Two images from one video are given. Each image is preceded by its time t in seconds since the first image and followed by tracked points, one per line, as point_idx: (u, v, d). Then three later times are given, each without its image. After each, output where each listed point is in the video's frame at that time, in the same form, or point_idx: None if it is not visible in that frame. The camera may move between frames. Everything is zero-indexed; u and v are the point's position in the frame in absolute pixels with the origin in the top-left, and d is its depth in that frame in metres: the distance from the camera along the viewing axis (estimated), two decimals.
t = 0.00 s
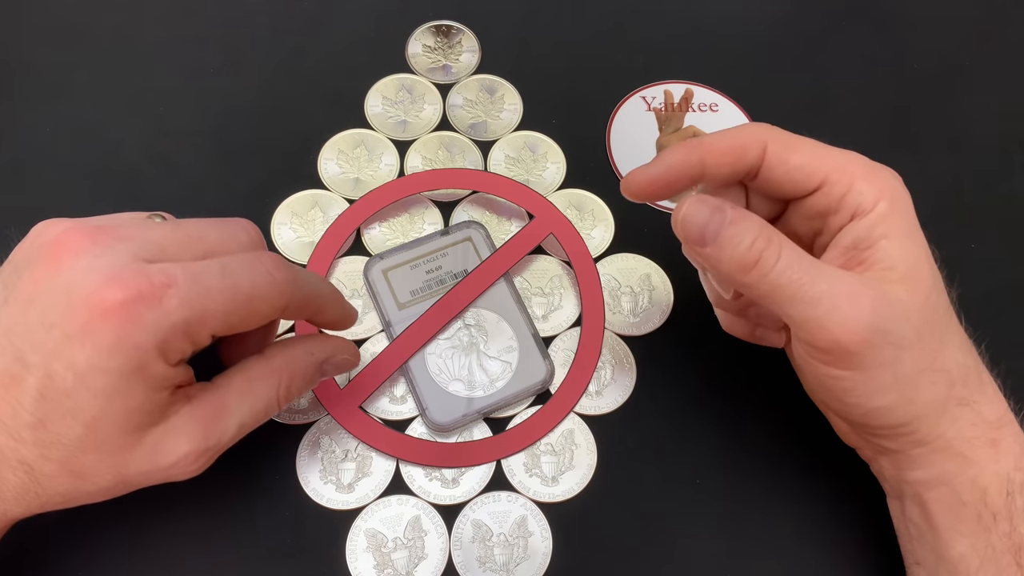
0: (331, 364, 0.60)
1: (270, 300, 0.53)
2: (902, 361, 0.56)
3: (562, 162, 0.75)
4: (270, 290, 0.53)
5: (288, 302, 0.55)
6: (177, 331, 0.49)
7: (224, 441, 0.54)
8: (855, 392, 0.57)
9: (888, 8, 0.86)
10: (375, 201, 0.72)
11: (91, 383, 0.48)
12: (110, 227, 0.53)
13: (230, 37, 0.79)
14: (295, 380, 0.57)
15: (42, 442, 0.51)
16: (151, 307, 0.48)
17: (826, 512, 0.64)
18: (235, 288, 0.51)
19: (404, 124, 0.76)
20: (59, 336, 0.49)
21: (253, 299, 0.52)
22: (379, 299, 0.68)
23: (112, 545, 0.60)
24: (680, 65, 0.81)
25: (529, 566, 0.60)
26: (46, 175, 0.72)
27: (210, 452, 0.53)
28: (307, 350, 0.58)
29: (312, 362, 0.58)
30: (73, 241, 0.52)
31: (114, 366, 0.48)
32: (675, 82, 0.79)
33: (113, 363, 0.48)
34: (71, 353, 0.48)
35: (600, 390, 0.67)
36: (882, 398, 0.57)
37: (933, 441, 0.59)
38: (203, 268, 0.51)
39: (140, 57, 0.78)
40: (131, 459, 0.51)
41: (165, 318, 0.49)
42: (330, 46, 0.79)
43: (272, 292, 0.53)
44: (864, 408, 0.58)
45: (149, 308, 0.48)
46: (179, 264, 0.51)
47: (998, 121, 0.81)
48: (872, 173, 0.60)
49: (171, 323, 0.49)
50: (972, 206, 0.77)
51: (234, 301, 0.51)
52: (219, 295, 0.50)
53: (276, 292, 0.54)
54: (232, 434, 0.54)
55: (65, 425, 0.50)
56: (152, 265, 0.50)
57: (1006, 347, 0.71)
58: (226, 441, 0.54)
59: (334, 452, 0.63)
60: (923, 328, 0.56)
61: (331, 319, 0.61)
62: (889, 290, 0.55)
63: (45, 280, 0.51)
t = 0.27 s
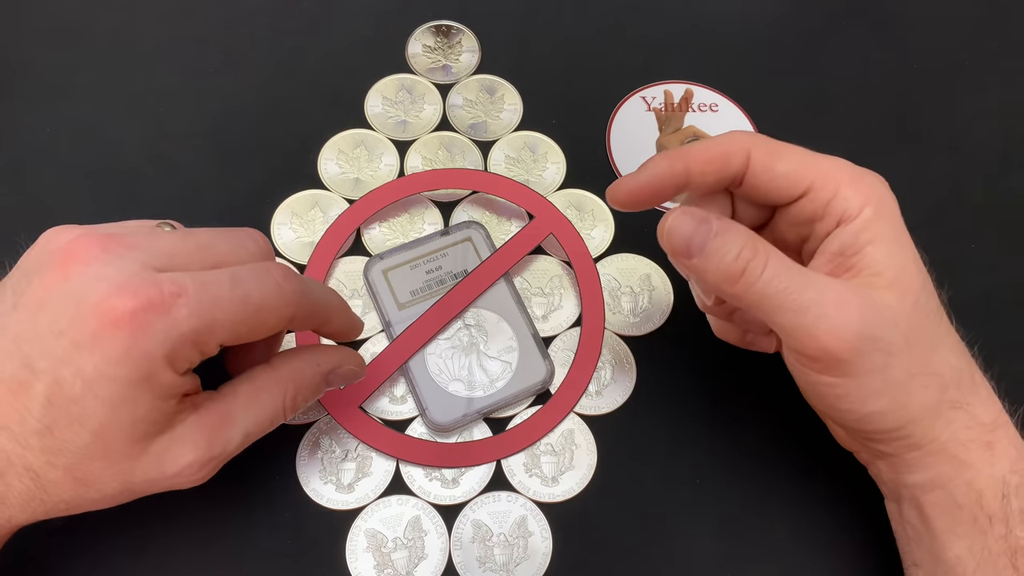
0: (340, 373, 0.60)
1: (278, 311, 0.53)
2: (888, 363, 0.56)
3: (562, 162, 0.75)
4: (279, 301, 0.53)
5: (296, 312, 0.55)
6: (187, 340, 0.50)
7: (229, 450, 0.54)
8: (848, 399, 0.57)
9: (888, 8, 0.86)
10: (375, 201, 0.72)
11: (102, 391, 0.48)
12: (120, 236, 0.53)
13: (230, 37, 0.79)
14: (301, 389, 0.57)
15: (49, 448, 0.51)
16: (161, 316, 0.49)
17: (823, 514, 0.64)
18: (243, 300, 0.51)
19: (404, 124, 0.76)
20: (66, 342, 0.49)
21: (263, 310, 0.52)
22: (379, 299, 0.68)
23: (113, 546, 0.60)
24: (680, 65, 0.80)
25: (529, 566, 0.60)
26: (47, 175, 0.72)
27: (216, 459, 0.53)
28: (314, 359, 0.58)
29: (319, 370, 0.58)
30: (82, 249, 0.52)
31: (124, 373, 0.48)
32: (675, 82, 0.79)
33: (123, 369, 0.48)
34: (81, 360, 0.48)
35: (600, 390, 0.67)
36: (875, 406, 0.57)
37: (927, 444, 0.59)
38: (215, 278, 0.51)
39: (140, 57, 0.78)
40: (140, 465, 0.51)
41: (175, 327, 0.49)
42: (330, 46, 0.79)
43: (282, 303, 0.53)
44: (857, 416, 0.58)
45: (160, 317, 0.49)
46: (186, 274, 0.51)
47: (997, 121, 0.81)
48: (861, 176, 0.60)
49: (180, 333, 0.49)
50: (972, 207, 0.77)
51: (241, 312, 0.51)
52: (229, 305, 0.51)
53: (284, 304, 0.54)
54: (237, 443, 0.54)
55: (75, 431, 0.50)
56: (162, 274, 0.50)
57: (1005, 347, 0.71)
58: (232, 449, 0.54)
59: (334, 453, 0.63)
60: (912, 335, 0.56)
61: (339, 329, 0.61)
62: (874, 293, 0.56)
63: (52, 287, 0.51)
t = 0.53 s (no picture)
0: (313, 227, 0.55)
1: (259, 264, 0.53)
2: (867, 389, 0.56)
3: (561, 162, 0.75)
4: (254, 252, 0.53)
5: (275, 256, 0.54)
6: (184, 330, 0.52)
7: (225, 478, 0.53)
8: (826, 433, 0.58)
9: (889, 7, 0.85)
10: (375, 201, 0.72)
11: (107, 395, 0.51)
12: (107, 236, 0.55)
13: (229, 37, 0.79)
14: (278, 249, 0.54)
15: (55, 456, 0.52)
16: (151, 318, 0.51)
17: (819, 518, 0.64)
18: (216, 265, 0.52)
19: (404, 124, 0.76)
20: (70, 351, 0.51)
21: (232, 279, 0.53)
22: (379, 299, 0.68)
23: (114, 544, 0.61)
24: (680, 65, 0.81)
25: (528, 566, 0.61)
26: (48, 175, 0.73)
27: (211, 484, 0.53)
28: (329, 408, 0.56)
29: (298, 215, 0.54)
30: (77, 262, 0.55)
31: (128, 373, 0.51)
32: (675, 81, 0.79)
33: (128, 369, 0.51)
34: (84, 369, 0.51)
35: (600, 390, 0.66)
36: (852, 441, 0.58)
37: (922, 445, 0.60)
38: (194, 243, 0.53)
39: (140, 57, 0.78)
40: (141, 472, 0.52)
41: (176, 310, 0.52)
42: (329, 46, 0.79)
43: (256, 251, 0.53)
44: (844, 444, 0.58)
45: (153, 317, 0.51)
46: (166, 268, 0.52)
47: (997, 122, 0.81)
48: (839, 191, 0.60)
49: (175, 328, 0.52)
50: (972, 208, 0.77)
51: (205, 286, 0.52)
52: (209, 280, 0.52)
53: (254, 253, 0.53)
54: (232, 474, 0.53)
55: (83, 437, 0.51)
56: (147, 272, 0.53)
57: (1001, 348, 0.72)
58: (226, 476, 0.53)
59: (334, 453, 0.62)
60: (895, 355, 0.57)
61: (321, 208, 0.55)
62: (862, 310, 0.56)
63: (54, 305, 0.53)
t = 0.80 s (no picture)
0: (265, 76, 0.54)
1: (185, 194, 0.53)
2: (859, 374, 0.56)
3: (561, 162, 0.75)
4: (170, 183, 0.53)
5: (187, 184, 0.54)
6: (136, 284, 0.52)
7: (206, 440, 0.53)
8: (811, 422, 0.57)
9: (889, 7, 0.85)
10: (375, 201, 0.72)
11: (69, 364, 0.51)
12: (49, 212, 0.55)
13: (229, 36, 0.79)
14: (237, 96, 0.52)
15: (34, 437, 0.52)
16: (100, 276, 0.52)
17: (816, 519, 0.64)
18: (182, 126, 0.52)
19: (404, 124, 0.76)
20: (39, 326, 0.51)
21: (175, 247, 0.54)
22: (378, 298, 0.68)
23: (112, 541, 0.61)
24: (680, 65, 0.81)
25: (528, 566, 0.61)
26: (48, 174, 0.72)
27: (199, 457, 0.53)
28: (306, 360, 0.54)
29: (247, 65, 0.53)
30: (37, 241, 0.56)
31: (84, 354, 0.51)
32: (675, 82, 0.79)
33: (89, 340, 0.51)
34: (51, 340, 0.52)
35: (600, 390, 0.67)
36: (847, 433, 0.58)
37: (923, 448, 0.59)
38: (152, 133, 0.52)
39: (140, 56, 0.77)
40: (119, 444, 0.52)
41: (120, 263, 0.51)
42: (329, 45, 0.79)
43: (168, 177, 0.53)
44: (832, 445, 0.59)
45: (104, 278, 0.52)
46: (101, 226, 0.53)
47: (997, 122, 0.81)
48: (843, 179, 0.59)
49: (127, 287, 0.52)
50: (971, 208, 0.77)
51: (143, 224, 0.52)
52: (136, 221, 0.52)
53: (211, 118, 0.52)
54: (213, 433, 0.53)
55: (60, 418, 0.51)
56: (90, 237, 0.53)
57: (1001, 347, 0.72)
58: (205, 440, 0.53)
59: (334, 453, 0.63)
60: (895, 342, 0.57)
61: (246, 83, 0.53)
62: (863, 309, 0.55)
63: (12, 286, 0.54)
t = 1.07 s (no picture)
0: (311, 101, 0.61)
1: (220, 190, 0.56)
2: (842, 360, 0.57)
3: (561, 162, 0.75)
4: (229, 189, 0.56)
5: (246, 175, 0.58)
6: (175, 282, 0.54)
7: (227, 433, 0.54)
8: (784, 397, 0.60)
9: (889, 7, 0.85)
10: (375, 201, 0.72)
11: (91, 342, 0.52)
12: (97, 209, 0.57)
13: (229, 37, 0.79)
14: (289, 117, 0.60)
15: (62, 421, 0.53)
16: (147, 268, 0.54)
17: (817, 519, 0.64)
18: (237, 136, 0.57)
19: (404, 124, 0.76)
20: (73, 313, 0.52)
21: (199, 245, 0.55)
22: (378, 298, 0.68)
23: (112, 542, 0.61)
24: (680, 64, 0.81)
25: (528, 566, 0.61)
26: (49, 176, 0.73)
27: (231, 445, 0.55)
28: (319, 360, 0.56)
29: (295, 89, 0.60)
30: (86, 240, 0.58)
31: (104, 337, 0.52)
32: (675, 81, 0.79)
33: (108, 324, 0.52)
34: (90, 329, 0.53)
35: (600, 390, 0.67)
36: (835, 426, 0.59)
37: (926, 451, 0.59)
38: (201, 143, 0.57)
39: (140, 57, 0.78)
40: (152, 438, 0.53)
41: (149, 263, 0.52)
42: (329, 45, 0.79)
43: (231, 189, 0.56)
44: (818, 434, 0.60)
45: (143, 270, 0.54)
46: (152, 220, 0.55)
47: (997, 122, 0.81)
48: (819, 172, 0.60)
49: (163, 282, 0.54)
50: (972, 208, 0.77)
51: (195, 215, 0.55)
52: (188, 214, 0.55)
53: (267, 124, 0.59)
54: (231, 428, 0.54)
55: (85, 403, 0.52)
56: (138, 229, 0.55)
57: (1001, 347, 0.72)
58: (226, 431, 0.54)
59: (334, 453, 0.63)
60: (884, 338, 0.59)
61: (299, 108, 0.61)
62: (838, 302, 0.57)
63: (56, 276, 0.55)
